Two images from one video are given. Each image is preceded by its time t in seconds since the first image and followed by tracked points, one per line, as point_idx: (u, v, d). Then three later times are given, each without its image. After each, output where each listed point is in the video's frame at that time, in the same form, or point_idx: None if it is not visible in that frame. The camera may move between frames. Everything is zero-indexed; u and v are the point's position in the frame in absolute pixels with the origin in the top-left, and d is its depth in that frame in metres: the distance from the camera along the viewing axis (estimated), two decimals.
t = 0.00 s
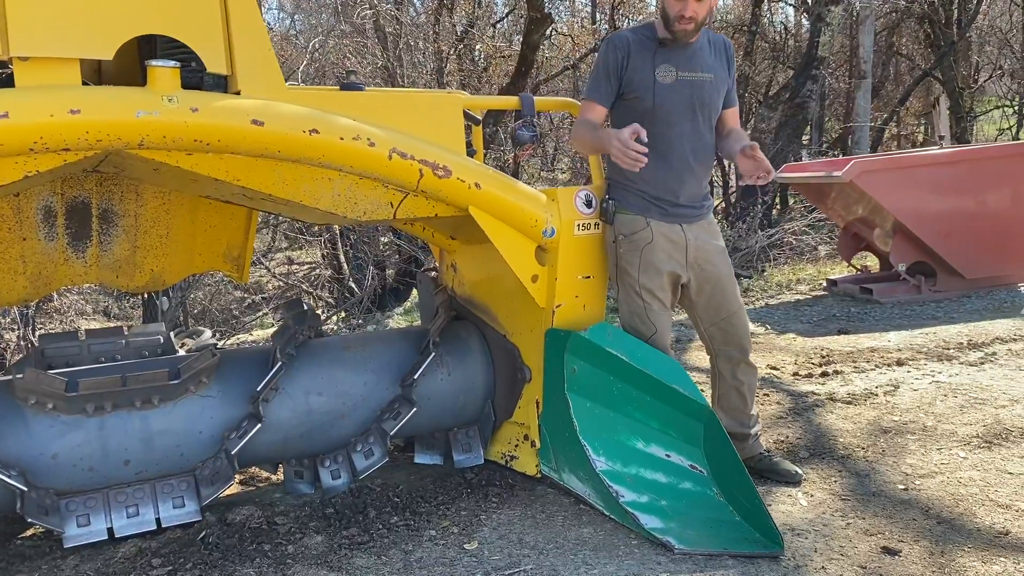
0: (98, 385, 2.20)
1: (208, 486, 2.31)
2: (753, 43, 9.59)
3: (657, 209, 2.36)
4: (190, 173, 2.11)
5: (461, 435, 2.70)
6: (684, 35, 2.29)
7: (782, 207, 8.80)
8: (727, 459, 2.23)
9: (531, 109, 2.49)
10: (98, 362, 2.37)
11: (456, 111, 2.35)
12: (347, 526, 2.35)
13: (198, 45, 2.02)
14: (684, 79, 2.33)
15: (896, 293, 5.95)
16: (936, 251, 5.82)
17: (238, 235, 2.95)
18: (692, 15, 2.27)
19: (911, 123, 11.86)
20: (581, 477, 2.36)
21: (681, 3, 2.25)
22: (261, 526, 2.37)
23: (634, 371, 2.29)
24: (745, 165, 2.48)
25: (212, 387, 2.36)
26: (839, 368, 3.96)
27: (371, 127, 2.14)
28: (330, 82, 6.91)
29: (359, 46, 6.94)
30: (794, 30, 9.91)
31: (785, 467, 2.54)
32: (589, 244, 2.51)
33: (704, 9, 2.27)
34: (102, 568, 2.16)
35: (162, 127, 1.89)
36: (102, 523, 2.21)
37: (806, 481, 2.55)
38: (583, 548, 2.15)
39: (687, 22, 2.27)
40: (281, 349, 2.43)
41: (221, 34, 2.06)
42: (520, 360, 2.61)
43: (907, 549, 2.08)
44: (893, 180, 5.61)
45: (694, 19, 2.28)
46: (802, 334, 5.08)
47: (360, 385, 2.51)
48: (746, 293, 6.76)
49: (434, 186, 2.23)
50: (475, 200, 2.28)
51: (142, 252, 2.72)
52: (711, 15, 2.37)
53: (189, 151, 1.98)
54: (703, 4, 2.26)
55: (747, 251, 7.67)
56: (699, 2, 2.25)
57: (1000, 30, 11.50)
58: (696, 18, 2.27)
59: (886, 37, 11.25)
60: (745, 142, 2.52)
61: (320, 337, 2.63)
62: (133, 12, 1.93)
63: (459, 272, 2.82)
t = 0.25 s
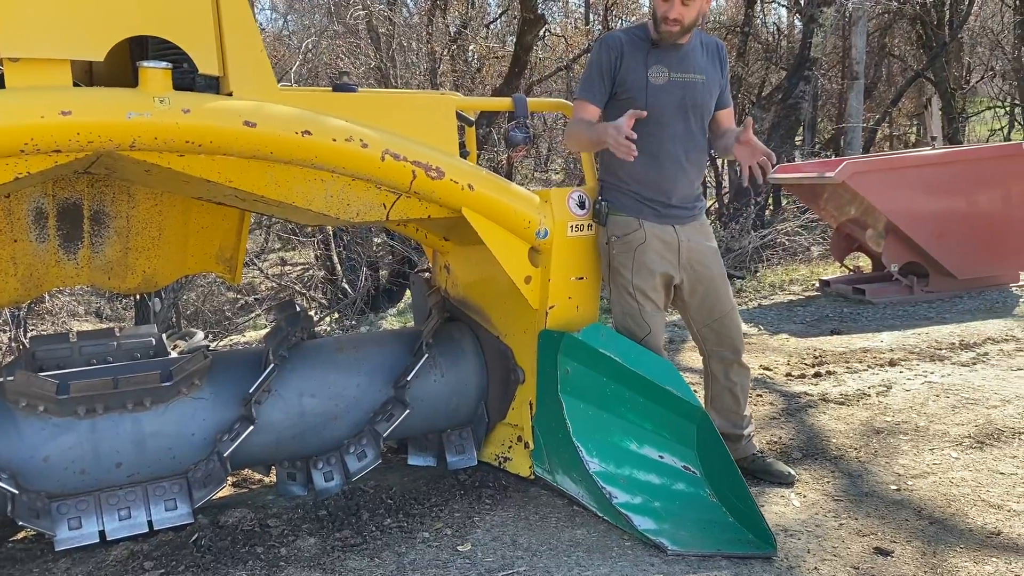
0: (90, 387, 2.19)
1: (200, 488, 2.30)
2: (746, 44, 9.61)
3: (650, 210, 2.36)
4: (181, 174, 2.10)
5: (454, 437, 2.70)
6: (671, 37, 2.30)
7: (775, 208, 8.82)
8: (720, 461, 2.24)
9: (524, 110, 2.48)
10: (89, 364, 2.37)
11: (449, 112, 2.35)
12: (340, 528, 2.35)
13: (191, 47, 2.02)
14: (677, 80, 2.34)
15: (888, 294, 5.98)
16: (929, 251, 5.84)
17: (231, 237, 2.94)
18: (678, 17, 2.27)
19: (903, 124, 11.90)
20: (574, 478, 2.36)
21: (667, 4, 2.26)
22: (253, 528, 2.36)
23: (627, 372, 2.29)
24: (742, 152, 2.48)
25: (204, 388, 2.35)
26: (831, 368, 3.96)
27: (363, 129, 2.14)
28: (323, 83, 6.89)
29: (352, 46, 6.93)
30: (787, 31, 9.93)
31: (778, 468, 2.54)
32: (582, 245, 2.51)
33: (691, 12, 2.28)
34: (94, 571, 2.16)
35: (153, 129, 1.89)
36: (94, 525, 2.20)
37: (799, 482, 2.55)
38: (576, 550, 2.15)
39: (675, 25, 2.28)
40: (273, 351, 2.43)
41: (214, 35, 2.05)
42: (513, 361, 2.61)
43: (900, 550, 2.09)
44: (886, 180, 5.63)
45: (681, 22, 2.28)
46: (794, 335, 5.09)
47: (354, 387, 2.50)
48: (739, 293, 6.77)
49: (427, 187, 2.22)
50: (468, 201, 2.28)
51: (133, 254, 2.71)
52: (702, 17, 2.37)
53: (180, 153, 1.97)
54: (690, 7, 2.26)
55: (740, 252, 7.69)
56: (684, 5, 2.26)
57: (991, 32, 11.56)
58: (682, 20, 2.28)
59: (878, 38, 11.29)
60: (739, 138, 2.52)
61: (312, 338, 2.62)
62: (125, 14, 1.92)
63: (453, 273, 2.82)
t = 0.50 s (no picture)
0: (76, 392, 2.18)
1: (188, 493, 2.30)
2: (738, 46, 9.62)
3: (637, 214, 2.38)
4: (168, 179, 2.10)
5: (443, 440, 2.70)
6: (649, 43, 2.30)
7: (766, 209, 8.84)
8: (707, 465, 2.25)
9: (512, 115, 2.50)
10: (76, 369, 2.36)
11: (437, 117, 2.36)
12: (327, 532, 2.35)
13: (178, 53, 2.02)
14: (663, 86, 2.36)
15: (878, 296, 6.00)
16: (919, 254, 5.87)
17: (220, 241, 2.93)
18: (655, 24, 2.27)
19: (895, 125, 11.93)
20: (562, 482, 2.36)
21: (645, 10, 2.26)
22: (241, 533, 2.36)
23: (614, 376, 2.30)
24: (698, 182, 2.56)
25: (192, 393, 2.35)
26: (821, 370, 3.98)
27: (351, 134, 2.14)
28: (315, 85, 6.88)
29: (344, 48, 6.92)
30: (779, 33, 9.95)
31: (765, 471, 2.55)
32: (570, 249, 2.52)
33: (670, 19, 2.27)
34: None
35: (140, 134, 1.89)
36: (81, 530, 2.20)
37: (785, 485, 2.56)
38: (563, 554, 2.16)
39: (654, 32, 2.28)
40: (261, 355, 2.43)
41: (200, 40, 2.05)
42: (502, 365, 2.62)
43: (885, 553, 2.10)
44: (877, 182, 5.65)
45: (659, 29, 2.28)
46: (784, 336, 5.11)
47: (342, 391, 2.50)
48: (730, 294, 6.79)
49: (415, 192, 2.23)
50: (456, 206, 2.29)
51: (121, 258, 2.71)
52: (686, 22, 2.37)
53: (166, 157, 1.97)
54: (668, 14, 2.26)
55: (731, 253, 7.71)
56: (661, 12, 2.25)
57: (983, 33, 11.59)
58: (659, 27, 2.27)
59: (870, 39, 11.32)
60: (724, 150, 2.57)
61: (301, 342, 2.62)
62: (111, 19, 1.92)
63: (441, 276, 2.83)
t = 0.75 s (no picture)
0: (66, 394, 2.17)
1: (179, 494, 2.30)
2: (734, 47, 9.64)
3: (627, 215, 2.38)
4: (158, 181, 2.10)
5: (435, 441, 2.71)
6: (640, 45, 2.31)
7: (761, 210, 8.85)
8: (696, 465, 2.25)
9: (503, 116, 2.50)
10: (67, 370, 2.36)
11: (427, 119, 2.36)
12: (318, 534, 2.35)
13: (167, 54, 2.02)
14: (654, 88, 2.37)
15: (872, 296, 6.02)
16: (912, 255, 5.88)
17: (213, 243, 2.92)
18: (645, 26, 2.28)
19: (890, 126, 11.95)
20: (553, 483, 2.36)
21: (635, 12, 2.27)
22: (232, 534, 2.36)
23: (604, 376, 2.30)
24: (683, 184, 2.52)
25: (183, 394, 2.35)
26: (813, 371, 3.99)
27: (341, 135, 2.14)
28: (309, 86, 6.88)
29: (339, 48, 6.91)
30: (774, 34, 9.97)
31: (756, 471, 2.56)
32: (561, 250, 2.52)
33: (659, 21, 2.28)
34: None
35: (129, 136, 1.89)
36: (71, 532, 2.20)
37: (775, 486, 2.57)
38: (553, 554, 2.17)
39: (644, 34, 2.29)
40: (252, 356, 2.43)
41: (190, 42, 2.06)
42: (493, 366, 2.62)
43: (873, 553, 2.11)
44: (871, 183, 5.66)
45: (650, 31, 2.29)
46: (777, 337, 5.12)
47: (333, 392, 2.51)
48: (724, 295, 6.80)
49: (405, 193, 2.23)
50: (447, 207, 2.29)
51: (113, 260, 2.71)
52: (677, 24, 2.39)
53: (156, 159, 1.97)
54: (657, 16, 2.27)
55: (725, 254, 7.73)
56: (650, 14, 2.26)
57: (977, 34, 11.61)
58: (649, 30, 2.28)
59: (865, 40, 11.34)
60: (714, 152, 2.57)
61: (292, 343, 2.62)
62: (100, 22, 1.92)
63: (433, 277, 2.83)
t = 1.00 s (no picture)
0: (56, 392, 2.20)
1: (169, 492, 2.30)
2: (731, 47, 9.64)
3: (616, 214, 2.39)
4: (148, 180, 2.10)
5: (427, 440, 2.71)
6: (629, 45, 2.32)
7: (758, 210, 8.86)
8: (684, 464, 2.26)
9: (491, 116, 2.51)
10: (58, 369, 2.37)
11: (417, 118, 2.37)
12: (308, 532, 2.36)
13: (156, 54, 2.02)
14: (643, 88, 2.37)
15: (867, 296, 6.03)
16: (907, 255, 5.89)
17: (205, 242, 2.92)
18: (635, 26, 2.28)
19: (888, 126, 11.97)
20: (542, 481, 2.37)
21: (624, 12, 2.28)
22: (222, 532, 2.37)
23: (593, 375, 2.31)
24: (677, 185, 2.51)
25: (173, 393, 2.35)
26: (806, 370, 3.99)
27: (330, 135, 2.15)
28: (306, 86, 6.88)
29: (336, 49, 6.92)
30: (772, 34, 9.98)
31: (745, 470, 2.57)
32: (551, 250, 2.53)
33: (648, 20, 2.28)
34: None
35: (117, 136, 1.89)
36: (62, 530, 2.21)
37: (765, 484, 2.58)
38: (542, 553, 2.18)
39: (633, 33, 2.29)
40: (243, 355, 2.43)
41: (179, 43, 2.06)
42: (484, 364, 2.63)
43: (860, 551, 2.12)
44: (867, 183, 5.67)
45: (638, 31, 2.29)
46: (772, 337, 5.13)
47: (323, 391, 2.51)
48: (720, 295, 6.81)
49: (394, 192, 2.23)
50: (436, 207, 2.29)
51: (106, 259, 2.71)
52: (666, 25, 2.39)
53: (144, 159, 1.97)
54: (646, 15, 2.27)
55: (722, 254, 7.73)
56: (639, 13, 2.26)
57: (975, 35, 11.61)
58: (638, 29, 2.29)
59: (863, 41, 11.34)
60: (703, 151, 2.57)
61: (283, 343, 2.62)
62: (89, 21, 1.93)
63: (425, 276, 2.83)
